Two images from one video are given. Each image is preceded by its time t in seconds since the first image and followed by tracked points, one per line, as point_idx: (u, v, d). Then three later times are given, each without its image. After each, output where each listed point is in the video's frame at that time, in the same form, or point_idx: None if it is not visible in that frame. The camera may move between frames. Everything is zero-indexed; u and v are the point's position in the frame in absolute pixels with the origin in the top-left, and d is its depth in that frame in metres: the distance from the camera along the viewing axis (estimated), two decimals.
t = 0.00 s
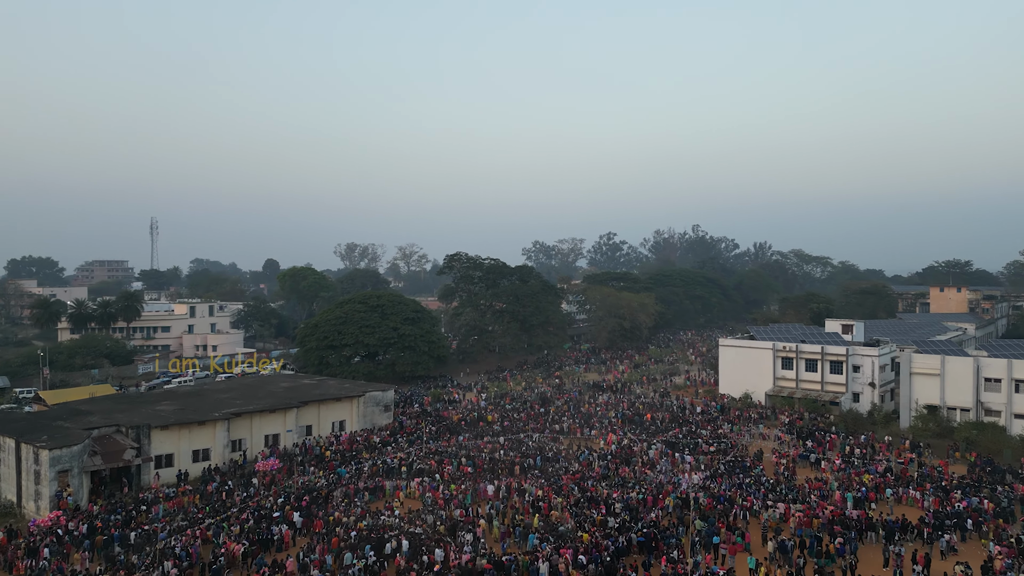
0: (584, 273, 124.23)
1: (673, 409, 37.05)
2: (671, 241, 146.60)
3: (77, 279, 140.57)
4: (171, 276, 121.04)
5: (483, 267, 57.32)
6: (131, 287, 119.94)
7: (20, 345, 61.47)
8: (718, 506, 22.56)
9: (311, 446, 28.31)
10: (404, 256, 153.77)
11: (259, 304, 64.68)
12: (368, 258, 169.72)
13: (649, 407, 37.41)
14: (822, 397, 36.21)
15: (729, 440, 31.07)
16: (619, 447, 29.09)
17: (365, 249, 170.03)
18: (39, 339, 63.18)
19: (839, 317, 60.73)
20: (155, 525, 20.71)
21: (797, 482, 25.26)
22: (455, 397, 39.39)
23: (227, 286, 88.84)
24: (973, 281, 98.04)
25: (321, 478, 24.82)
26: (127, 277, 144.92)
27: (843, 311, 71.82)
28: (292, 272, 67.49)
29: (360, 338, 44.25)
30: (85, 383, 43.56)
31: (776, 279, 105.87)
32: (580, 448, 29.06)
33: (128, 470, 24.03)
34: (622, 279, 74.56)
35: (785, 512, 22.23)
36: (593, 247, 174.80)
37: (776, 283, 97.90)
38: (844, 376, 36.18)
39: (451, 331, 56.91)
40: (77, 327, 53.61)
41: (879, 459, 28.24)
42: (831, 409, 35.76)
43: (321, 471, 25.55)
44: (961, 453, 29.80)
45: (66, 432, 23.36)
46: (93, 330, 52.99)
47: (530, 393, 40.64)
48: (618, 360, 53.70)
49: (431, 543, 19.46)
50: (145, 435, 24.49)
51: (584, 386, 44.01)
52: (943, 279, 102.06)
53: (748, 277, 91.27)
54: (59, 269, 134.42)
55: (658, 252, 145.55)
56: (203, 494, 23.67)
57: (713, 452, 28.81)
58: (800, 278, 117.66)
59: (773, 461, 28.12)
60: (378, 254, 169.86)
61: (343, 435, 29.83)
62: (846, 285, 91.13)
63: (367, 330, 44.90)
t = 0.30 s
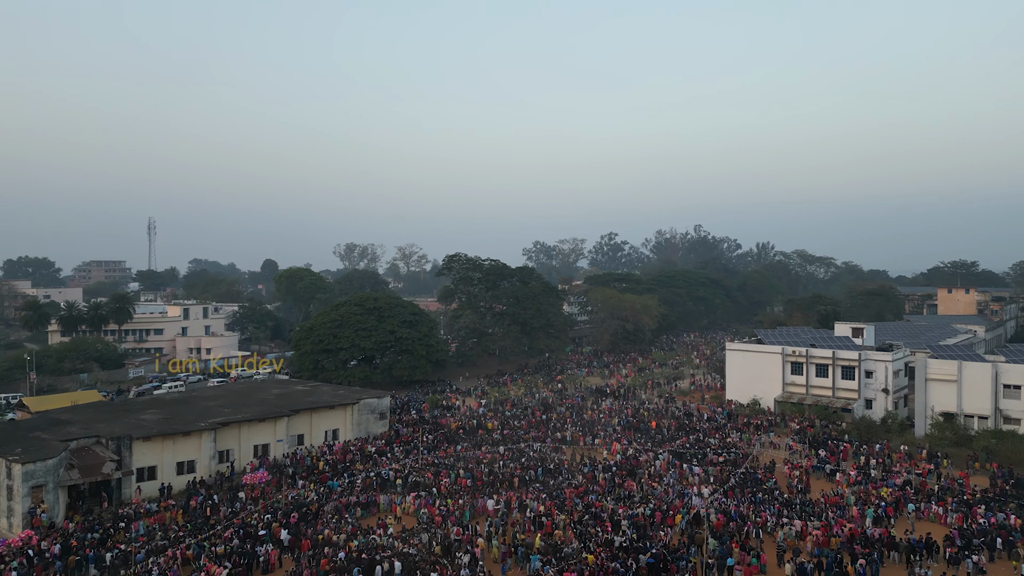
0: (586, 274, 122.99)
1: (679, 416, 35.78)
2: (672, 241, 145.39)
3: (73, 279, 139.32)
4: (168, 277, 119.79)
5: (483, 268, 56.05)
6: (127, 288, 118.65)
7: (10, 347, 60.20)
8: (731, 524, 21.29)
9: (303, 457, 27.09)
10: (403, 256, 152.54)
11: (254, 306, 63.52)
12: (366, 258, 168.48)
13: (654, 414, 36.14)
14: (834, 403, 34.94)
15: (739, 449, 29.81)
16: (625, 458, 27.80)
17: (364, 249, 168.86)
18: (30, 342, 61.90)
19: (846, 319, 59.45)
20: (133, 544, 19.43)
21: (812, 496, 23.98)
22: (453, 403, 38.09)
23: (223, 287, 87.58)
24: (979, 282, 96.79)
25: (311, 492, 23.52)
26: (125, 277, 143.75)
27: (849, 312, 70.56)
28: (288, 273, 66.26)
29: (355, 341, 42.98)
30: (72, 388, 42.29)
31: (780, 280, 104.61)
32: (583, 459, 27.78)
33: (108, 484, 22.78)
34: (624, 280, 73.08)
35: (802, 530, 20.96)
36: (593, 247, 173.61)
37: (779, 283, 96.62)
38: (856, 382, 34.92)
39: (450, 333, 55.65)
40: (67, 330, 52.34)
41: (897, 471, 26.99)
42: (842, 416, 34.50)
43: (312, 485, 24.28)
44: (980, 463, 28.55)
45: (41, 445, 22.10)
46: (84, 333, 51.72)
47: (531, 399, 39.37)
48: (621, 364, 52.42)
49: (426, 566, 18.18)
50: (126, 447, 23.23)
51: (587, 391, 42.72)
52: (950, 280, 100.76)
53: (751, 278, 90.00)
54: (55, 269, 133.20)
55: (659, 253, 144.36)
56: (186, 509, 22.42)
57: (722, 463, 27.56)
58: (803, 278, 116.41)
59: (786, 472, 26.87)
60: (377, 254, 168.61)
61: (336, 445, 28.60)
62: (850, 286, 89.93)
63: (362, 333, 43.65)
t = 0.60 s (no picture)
0: (587, 275, 121.74)
1: (685, 423, 34.50)
2: (674, 241, 144.17)
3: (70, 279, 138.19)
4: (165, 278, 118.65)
5: (483, 269, 54.77)
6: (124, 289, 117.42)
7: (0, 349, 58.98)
8: (746, 543, 19.98)
9: (293, 470, 25.88)
10: (402, 257, 151.22)
11: (250, 308, 62.34)
12: (366, 258, 167.30)
13: (659, 421, 34.87)
14: (846, 411, 33.67)
15: (749, 459, 28.53)
16: (630, 470, 26.52)
17: (364, 249, 167.73)
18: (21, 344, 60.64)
19: (854, 321, 58.12)
20: (107, 566, 18.13)
21: (830, 512, 22.70)
22: (452, 410, 36.80)
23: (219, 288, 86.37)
24: (986, 283, 95.50)
25: (299, 508, 22.24)
26: (122, 278, 142.49)
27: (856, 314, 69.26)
28: (284, 274, 65.03)
29: (351, 345, 41.67)
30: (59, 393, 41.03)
31: (784, 281, 103.33)
32: (587, 471, 26.49)
33: (85, 499, 21.51)
34: (627, 280, 71.69)
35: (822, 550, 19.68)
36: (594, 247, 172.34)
37: (784, 284, 95.31)
38: (869, 389, 33.69)
39: (449, 336, 54.38)
40: (57, 333, 51.11)
41: (916, 483, 25.72)
42: (855, 424, 33.24)
43: (301, 500, 23.01)
44: (1001, 475, 27.28)
45: (13, 458, 20.82)
46: (74, 336, 50.50)
47: (532, 405, 38.09)
48: (625, 369, 51.10)
49: None
50: (104, 460, 21.98)
51: (589, 397, 41.41)
52: (956, 281, 99.36)
53: (755, 279, 88.69)
54: (51, 269, 132.07)
55: (661, 253, 143.25)
56: (169, 526, 21.19)
57: (732, 474, 26.31)
58: (807, 279, 115.10)
59: (801, 484, 25.58)
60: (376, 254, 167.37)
61: (329, 455, 27.40)
62: (856, 287, 88.64)
63: (358, 336, 42.36)
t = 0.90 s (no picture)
0: (588, 275, 120.49)
1: (692, 430, 33.21)
2: (676, 241, 142.92)
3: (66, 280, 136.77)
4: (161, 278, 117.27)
5: (483, 271, 53.54)
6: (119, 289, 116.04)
7: None
8: (761, 565, 18.73)
9: (282, 483, 24.62)
10: (401, 257, 149.86)
11: (244, 310, 60.99)
12: (365, 258, 166.04)
13: (665, 428, 33.57)
14: (860, 418, 32.31)
15: (760, 470, 27.24)
16: (636, 484, 25.23)
17: (363, 249, 166.40)
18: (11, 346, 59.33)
19: (862, 323, 56.84)
20: None
21: (849, 530, 21.41)
22: (449, 417, 35.55)
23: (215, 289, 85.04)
24: (993, 284, 94.27)
25: (286, 526, 20.95)
26: (118, 278, 141.06)
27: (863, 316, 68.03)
28: (280, 275, 63.79)
29: (346, 348, 40.35)
30: (45, 398, 39.74)
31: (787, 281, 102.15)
32: (591, 484, 25.22)
33: (60, 516, 20.22)
34: (628, 280, 70.13)
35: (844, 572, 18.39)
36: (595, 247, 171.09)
37: (788, 285, 94.09)
38: (884, 395, 32.37)
39: (447, 339, 53.09)
40: (46, 335, 49.82)
41: (938, 497, 24.43)
42: (869, 433, 31.95)
43: (289, 516, 21.74)
44: None
45: None
46: (62, 339, 49.20)
47: (533, 412, 36.83)
48: (628, 373, 49.76)
49: None
50: (80, 475, 20.68)
51: (592, 402, 40.10)
52: (962, 282, 98.07)
53: (758, 280, 87.43)
54: (46, 270, 130.70)
55: (663, 253, 141.98)
56: (148, 545, 19.90)
57: (743, 488, 25.03)
58: (811, 280, 113.79)
59: (816, 498, 24.29)
60: (375, 254, 165.96)
61: (320, 467, 26.13)
62: (861, 288, 87.40)
63: (354, 339, 41.03)
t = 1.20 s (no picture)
0: (589, 275, 119.20)
1: (700, 439, 31.94)
2: (678, 241, 141.63)
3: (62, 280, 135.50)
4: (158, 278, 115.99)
5: (482, 272, 52.28)
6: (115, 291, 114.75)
7: None
8: None
9: (271, 497, 23.37)
10: (401, 257, 148.63)
11: (239, 311, 60.06)
12: (365, 258, 164.81)
13: (672, 436, 32.31)
14: (874, 427, 31.13)
15: (773, 481, 25.97)
16: (643, 497, 23.94)
17: (362, 249, 165.16)
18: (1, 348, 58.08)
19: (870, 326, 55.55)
20: None
21: (872, 549, 20.10)
22: (447, 424, 34.27)
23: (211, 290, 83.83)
24: (1001, 285, 92.95)
25: (272, 545, 19.68)
26: (115, 278, 139.75)
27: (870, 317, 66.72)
28: (276, 276, 62.46)
29: (341, 352, 39.06)
30: (31, 404, 38.49)
31: (791, 281, 100.92)
32: (595, 498, 23.93)
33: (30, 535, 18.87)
34: (632, 282, 69.01)
35: None
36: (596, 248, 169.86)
37: (792, 286, 92.79)
38: (899, 402, 31.10)
39: (446, 342, 51.84)
40: (35, 338, 48.56)
41: (962, 512, 23.14)
42: (884, 441, 30.68)
43: (276, 534, 20.47)
44: None
45: None
46: (51, 342, 47.93)
47: (535, 419, 35.55)
48: (631, 377, 48.46)
49: None
50: (53, 491, 19.38)
51: (595, 408, 38.80)
52: (969, 284, 96.76)
53: (762, 280, 86.14)
54: (42, 270, 129.43)
55: (665, 253, 140.74)
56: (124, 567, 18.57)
57: (756, 502, 23.75)
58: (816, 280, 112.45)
59: (834, 513, 22.99)
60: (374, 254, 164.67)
61: (311, 479, 24.87)
62: (867, 289, 86.10)
63: (349, 344, 39.74)
